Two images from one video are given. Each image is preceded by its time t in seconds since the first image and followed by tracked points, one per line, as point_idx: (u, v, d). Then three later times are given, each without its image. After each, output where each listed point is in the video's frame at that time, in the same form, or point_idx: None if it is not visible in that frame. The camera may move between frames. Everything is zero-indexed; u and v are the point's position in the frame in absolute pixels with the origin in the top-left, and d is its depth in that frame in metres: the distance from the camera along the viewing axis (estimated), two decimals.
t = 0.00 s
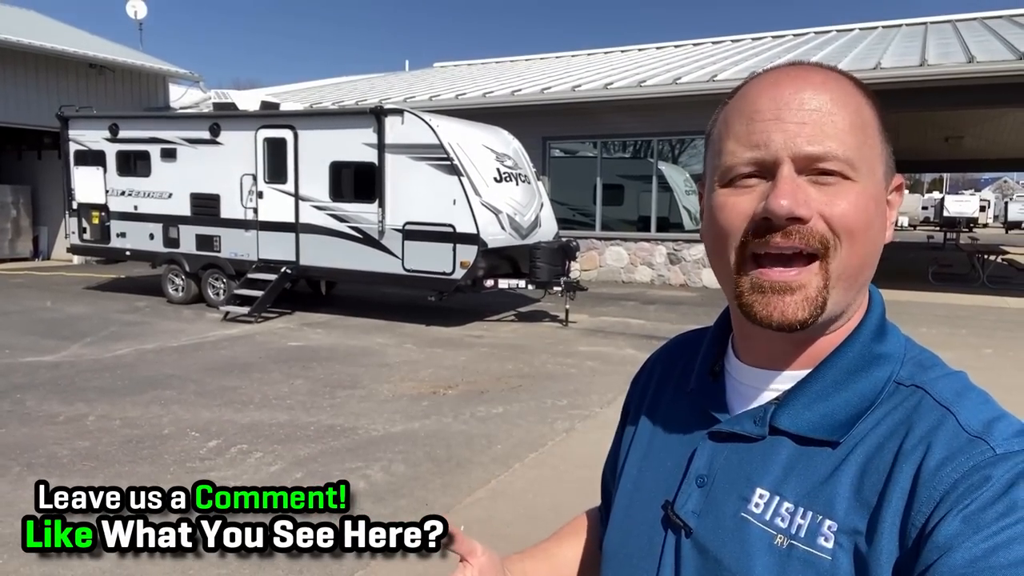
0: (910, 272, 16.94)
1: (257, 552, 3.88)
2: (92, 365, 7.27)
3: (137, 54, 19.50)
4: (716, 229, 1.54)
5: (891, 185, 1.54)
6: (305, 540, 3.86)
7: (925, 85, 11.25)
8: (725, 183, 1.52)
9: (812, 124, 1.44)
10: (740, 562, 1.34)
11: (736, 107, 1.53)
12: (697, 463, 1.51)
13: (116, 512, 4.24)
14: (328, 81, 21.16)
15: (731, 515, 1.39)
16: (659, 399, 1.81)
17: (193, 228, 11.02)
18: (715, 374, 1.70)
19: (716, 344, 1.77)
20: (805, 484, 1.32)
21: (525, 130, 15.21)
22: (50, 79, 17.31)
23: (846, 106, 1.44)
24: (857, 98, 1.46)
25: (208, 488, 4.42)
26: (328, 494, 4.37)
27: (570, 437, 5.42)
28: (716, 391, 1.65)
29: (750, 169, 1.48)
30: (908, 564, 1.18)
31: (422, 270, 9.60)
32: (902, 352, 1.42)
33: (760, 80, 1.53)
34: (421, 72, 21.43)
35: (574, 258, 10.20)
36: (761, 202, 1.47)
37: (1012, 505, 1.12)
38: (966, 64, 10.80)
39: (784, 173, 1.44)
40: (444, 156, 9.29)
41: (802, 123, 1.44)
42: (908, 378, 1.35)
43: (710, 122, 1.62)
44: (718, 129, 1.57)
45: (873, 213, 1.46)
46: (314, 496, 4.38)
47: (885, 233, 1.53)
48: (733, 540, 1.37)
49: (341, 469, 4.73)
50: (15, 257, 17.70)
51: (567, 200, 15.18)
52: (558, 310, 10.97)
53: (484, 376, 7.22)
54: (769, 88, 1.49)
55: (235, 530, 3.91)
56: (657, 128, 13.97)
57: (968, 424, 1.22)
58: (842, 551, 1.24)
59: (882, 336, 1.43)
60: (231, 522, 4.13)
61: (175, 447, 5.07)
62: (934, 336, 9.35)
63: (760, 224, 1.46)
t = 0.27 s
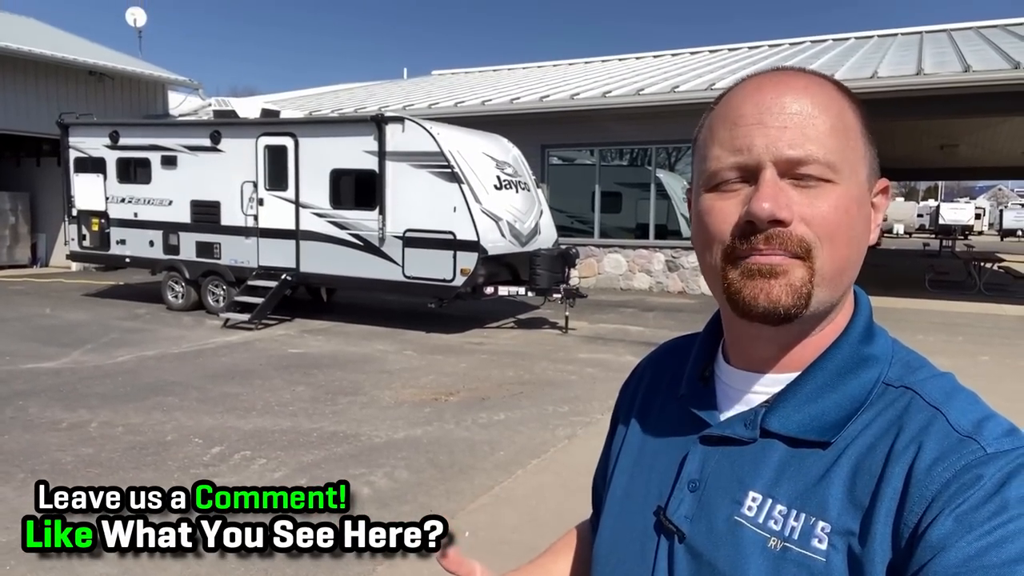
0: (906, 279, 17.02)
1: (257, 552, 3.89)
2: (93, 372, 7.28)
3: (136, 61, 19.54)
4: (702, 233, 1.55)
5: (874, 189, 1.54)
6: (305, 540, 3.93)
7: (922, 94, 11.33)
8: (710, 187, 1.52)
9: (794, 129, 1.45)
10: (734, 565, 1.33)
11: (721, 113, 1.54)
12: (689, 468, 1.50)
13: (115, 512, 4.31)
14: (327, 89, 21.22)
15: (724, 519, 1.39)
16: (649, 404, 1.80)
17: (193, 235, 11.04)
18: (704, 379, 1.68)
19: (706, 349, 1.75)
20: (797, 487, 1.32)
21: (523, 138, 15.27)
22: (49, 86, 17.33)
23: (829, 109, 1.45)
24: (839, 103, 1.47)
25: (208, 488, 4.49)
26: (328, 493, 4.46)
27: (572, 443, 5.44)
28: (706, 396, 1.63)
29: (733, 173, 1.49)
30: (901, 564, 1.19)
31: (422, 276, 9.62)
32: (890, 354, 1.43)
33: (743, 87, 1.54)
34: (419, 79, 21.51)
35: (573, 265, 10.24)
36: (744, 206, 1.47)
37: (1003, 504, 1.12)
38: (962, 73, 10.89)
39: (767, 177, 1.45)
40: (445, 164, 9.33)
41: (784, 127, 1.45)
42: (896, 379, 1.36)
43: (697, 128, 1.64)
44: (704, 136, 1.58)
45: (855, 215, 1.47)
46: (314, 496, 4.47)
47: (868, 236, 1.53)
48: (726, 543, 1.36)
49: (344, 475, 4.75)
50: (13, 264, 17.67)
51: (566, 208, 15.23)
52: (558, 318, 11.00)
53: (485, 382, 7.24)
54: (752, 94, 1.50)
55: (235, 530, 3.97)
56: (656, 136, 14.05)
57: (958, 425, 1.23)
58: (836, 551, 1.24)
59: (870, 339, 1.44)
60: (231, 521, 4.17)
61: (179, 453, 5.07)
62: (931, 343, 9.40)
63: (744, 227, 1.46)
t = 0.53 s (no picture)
0: (905, 284, 17.09)
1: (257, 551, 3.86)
2: (97, 377, 7.28)
3: (136, 66, 19.56)
4: (695, 245, 1.51)
5: (864, 192, 1.49)
6: (305, 543, 3.93)
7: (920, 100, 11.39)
8: (702, 200, 1.48)
9: (785, 142, 1.40)
10: (738, 568, 1.33)
11: (710, 122, 1.48)
12: (692, 472, 1.50)
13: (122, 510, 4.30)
14: (326, 94, 21.27)
15: (727, 521, 1.38)
16: (652, 409, 1.79)
17: (195, 240, 11.07)
18: (706, 383, 1.67)
19: (707, 354, 1.74)
20: (800, 488, 1.31)
21: (523, 144, 15.31)
22: (49, 91, 17.34)
23: (819, 120, 1.40)
24: (830, 111, 1.42)
25: (208, 492, 4.43)
26: (328, 497, 4.47)
27: (577, 447, 5.46)
28: (708, 401, 1.62)
29: (725, 187, 1.44)
30: (903, 565, 1.17)
31: (423, 281, 9.65)
32: (890, 353, 1.41)
33: (733, 94, 1.48)
34: (418, 84, 21.56)
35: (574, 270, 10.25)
36: (737, 221, 1.44)
37: (1003, 503, 1.11)
38: (960, 79, 10.95)
39: (758, 192, 1.41)
40: (447, 169, 9.37)
41: (776, 141, 1.40)
42: (896, 379, 1.34)
43: (686, 135, 1.58)
44: (693, 145, 1.53)
45: (848, 226, 1.43)
46: (314, 500, 4.48)
47: (862, 239, 1.50)
48: (730, 547, 1.36)
49: (352, 479, 4.76)
50: (12, 268, 17.67)
51: (566, 213, 15.28)
52: (559, 322, 11.02)
53: (489, 387, 7.27)
54: (741, 104, 1.44)
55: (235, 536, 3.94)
56: (655, 141, 14.10)
57: (957, 423, 1.21)
58: (838, 553, 1.23)
59: (869, 339, 1.41)
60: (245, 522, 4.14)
61: (186, 458, 5.08)
62: (932, 347, 9.44)
63: (737, 244, 1.43)
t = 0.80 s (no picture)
0: (905, 281, 17.14)
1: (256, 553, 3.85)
2: (103, 377, 7.31)
3: (136, 67, 19.58)
4: (703, 231, 1.53)
5: (867, 188, 1.52)
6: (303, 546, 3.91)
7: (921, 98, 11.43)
8: (712, 186, 1.50)
9: (799, 130, 1.42)
10: (732, 559, 1.33)
11: (722, 110, 1.50)
12: (690, 464, 1.50)
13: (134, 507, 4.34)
14: (326, 94, 21.31)
15: (722, 513, 1.38)
16: (653, 405, 1.80)
17: (198, 240, 11.10)
18: (705, 378, 1.68)
19: (707, 349, 1.75)
20: (794, 481, 1.31)
21: (524, 143, 15.35)
22: (50, 92, 17.35)
23: (832, 111, 1.43)
24: (840, 104, 1.45)
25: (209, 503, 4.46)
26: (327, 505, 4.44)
27: (582, 444, 5.50)
28: (708, 396, 1.63)
29: (737, 173, 1.46)
30: (896, 558, 1.17)
31: (427, 280, 9.66)
32: (887, 347, 1.41)
33: (747, 83, 1.50)
34: (418, 84, 21.60)
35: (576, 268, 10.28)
36: (749, 206, 1.46)
37: (996, 495, 1.11)
38: (960, 77, 10.99)
39: (771, 178, 1.43)
40: (449, 168, 9.39)
41: (789, 129, 1.43)
42: (893, 373, 1.34)
43: (694, 124, 1.60)
44: (703, 133, 1.55)
45: (855, 216, 1.46)
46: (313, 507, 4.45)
47: (864, 233, 1.53)
48: (723, 538, 1.35)
49: (359, 477, 4.79)
50: (13, 269, 17.70)
51: (566, 212, 15.32)
52: (561, 321, 11.05)
53: (493, 385, 7.30)
54: (754, 93, 1.46)
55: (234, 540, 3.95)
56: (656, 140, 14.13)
57: (950, 417, 1.21)
58: (831, 545, 1.23)
59: (866, 333, 1.42)
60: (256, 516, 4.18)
61: (194, 456, 5.11)
62: (933, 344, 9.48)
63: (749, 229, 1.45)
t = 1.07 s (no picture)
0: (904, 277, 17.18)
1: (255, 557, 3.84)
2: (106, 374, 7.33)
3: (135, 63, 19.56)
4: (686, 237, 1.56)
5: (853, 197, 1.53)
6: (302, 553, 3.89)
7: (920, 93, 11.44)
8: (695, 192, 1.53)
9: (780, 137, 1.44)
10: (712, 567, 1.34)
11: (708, 118, 1.53)
12: (673, 470, 1.51)
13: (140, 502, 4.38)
14: (325, 90, 21.30)
15: (705, 519, 1.40)
16: (639, 408, 1.81)
17: (199, 238, 11.12)
18: (689, 383, 1.69)
19: (692, 353, 1.76)
20: (777, 490, 1.33)
21: (523, 139, 15.36)
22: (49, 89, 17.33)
23: (815, 119, 1.45)
24: (825, 111, 1.46)
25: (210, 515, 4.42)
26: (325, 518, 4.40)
27: (584, 439, 5.54)
28: (691, 401, 1.64)
29: (719, 179, 1.49)
30: (877, 568, 1.20)
31: (428, 277, 9.69)
32: (869, 355, 1.42)
33: (734, 89, 1.52)
34: (417, 80, 21.59)
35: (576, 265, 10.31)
36: (730, 213, 1.48)
37: (977, 507, 1.13)
38: (959, 72, 11.00)
39: (752, 185, 1.45)
40: (450, 165, 9.41)
41: (770, 136, 1.45)
42: (875, 383, 1.36)
43: (682, 131, 1.63)
44: (689, 140, 1.58)
45: (836, 225, 1.47)
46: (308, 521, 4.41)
47: (849, 242, 1.54)
48: (705, 544, 1.37)
49: (363, 472, 4.82)
50: (13, 267, 17.71)
51: (566, 207, 15.34)
52: (561, 317, 11.08)
53: (494, 381, 7.33)
54: (739, 100, 1.49)
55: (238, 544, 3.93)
56: (655, 136, 14.15)
57: (932, 428, 1.23)
58: (811, 554, 1.25)
59: (849, 341, 1.43)
60: (262, 512, 4.21)
61: (199, 452, 5.15)
62: (931, 339, 9.51)
63: (729, 235, 1.47)
